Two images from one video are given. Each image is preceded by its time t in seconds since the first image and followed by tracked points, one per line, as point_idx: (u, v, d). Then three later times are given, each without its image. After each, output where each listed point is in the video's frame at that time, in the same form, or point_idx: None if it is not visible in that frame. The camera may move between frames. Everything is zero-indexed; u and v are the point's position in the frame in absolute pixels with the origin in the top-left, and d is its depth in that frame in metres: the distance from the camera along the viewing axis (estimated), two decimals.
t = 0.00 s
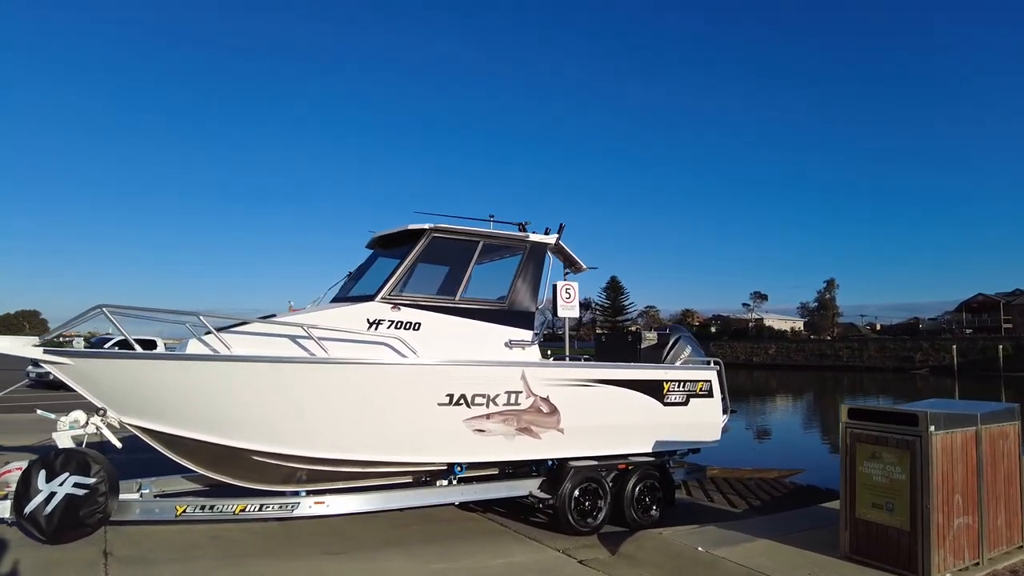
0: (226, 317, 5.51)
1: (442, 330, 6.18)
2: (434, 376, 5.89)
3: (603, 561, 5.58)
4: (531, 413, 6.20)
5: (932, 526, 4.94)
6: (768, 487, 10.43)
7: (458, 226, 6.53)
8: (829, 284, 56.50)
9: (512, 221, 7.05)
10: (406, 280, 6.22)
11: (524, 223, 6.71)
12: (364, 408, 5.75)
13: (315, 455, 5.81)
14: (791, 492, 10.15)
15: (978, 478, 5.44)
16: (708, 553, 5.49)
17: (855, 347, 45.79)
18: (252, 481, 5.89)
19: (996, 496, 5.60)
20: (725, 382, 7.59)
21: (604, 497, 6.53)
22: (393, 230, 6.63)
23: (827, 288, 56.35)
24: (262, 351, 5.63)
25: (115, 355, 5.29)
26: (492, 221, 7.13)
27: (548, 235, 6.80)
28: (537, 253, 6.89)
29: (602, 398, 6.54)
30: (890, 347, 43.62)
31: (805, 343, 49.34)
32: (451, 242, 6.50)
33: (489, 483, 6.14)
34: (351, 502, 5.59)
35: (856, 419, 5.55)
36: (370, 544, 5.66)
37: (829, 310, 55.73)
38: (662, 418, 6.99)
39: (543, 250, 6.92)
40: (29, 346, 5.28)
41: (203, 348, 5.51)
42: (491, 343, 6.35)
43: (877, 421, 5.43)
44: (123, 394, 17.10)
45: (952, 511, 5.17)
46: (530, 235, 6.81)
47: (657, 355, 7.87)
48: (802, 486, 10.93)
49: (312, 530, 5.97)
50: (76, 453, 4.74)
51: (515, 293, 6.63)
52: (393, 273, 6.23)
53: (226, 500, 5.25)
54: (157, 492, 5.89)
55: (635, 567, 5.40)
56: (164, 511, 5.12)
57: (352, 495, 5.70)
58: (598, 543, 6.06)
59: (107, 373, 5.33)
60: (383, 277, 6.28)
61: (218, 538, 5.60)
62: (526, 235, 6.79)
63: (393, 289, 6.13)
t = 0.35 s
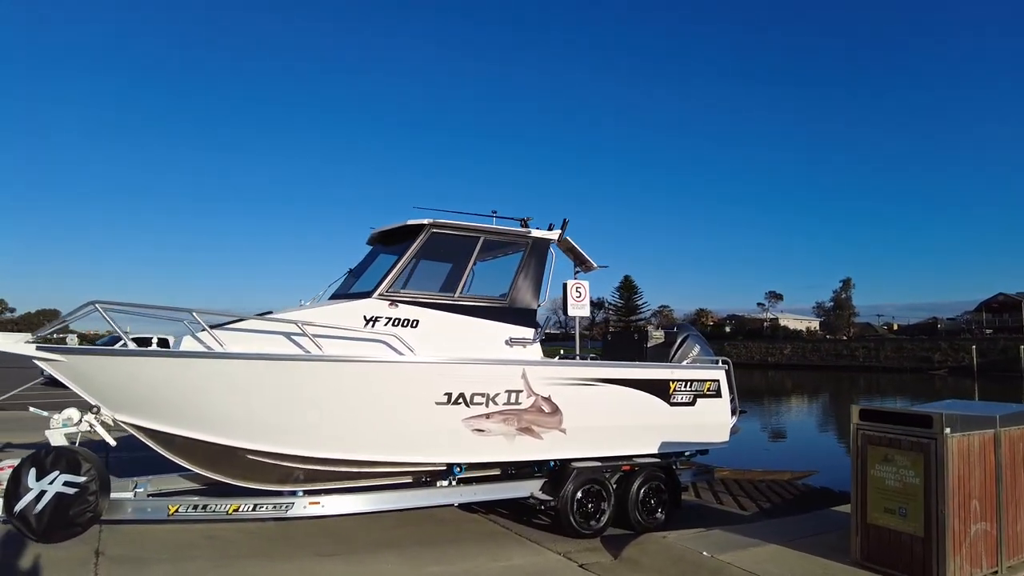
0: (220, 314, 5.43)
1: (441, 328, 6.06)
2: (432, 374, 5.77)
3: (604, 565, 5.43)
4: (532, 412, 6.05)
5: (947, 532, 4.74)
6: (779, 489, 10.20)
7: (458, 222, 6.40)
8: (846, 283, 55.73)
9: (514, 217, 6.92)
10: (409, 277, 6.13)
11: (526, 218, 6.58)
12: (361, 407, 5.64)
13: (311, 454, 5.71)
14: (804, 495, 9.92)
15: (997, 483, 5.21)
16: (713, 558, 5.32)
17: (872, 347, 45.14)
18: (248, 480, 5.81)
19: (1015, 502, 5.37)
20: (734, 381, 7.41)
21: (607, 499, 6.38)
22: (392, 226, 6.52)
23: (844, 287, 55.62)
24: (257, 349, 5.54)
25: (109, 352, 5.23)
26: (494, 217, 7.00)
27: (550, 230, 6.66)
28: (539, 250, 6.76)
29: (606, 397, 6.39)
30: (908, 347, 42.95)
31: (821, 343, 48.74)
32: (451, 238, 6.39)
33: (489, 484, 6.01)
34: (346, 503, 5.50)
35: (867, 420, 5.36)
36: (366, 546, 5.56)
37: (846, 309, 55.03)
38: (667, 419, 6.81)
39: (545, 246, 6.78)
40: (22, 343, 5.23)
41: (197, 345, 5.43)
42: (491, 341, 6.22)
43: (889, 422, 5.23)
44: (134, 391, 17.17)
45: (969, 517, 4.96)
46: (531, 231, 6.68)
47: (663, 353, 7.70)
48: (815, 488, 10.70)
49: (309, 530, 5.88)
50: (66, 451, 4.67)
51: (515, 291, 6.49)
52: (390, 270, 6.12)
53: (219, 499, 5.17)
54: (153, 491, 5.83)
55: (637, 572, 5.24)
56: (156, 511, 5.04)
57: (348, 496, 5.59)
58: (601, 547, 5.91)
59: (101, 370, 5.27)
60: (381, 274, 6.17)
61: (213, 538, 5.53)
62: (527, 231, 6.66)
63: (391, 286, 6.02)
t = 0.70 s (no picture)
0: (208, 315, 5.35)
1: (433, 328, 5.95)
2: (423, 375, 5.66)
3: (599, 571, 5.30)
4: (526, 414, 5.93)
5: (954, 540, 4.56)
6: (787, 492, 10.01)
7: (451, 220, 6.30)
8: (860, 283, 55.14)
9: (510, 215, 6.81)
10: (406, 278, 6.05)
11: (521, 216, 6.46)
12: (351, 409, 5.54)
13: (302, 456, 5.62)
14: (812, 498, 9.72)
15: (1007, 489, 5.01)
16: (711, 564, 5.18)
17: (886, 347, 44.59)
18: (238, 483, 5.73)
19: None
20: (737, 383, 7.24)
21: (605, 503, 6.25)
22: (385, 224, 6.42)
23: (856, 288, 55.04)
24: (246, 349, 5.46)
25: (95, 353, 5.16)
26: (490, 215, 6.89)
27: (546, 229, 6.54)
28: (536, 248, 6.64)
29: (603, 399, 6.25)
30: (923, 347, 42.36)
31: (834, 343, 48.22)
32: (444, 236, 6.28)
33: (483, 488, 5.89)
34: (335, 506, 5.40)
35: (871, 423, 5.19)
36: (356, 550, 5.46)
37: (861, 309, 54.39)
38: (668, 421, 6.66)
39: (541, 245, 6.66)
40: (8, 343, 5.17)
41: (185, 346, 5.35)
42: (485, 341, 6.10)
43: (894, 426, 5.06)
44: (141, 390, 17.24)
45: (977, 525, 4.77)
46: (527, 229, 6.55)
47: (665, 354, 7.55)
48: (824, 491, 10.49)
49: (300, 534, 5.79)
50: (50, 453, 4.60)
51: (510, 290, 6.38)
52: (382, 269, 6.02)
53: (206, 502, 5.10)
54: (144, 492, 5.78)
55: None
56: (141, 514, 4.96)
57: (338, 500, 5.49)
58: (597, 552, 5.78)
59: (87, 371, 5.20)
60: (373, 273, 6.08)
61: (202, 541, 5.46)
62: (522, 229, 6.54)
63: (382, 285, 5.92)
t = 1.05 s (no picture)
0: (189, 314, 5.29)
1: (419, 327, 5.87)
2: (409, 375, 5.58)
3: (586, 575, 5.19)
4: (515, 415, 5.83)
5: (950, 545, 4.41)
6: (790, 494, 9.84)
7: (438, 217, 6.22)
8: (873, 283, 54.55)
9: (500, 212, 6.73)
10: (397, 276, 6.00)
11: (510, 213, 6.37)
12: (336, 408, 5.46)
13: (287, 457, 5.55)
14: (817, 500, 9.53)
15: (1009, 493, 4.84)
16: (700, 569, 5.05)
17: (898, 347, 44.04)
18: (224, 483, 5.65)
19: None
20: (734, 382, 7.10)
21: (596, 505, 6.14)
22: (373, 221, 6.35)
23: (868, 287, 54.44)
24: (229, 349, 5.40)
25: (76, 353, 5.10)
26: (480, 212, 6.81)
27: (536, 226, 6.44)
28: (526, 246, 6.55)
29: (594, 399, 6.14)
30: (937, 347, 41.79)
31: (846, 343, 47.70)
32: (431, 234, 6.21)
33: (471, 489, 5.80)
34: (318, 508, 5.33)
35: (866, 424, 5.04)
36: (340, 552, 5.39)
37: (873, 309, 53.87)
38: (662, 422, 6.53)
39: (531, 242, 6.56)
40: None
41: (167, 345, 5.30)
42: (472, 341, 6.02)
43: (890, 427, 4.91)
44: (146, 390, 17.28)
45: (976, 529, 4.61)
46: (516, 226, 6.47)
47: (661, 353, 7.41)
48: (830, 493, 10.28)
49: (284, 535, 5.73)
50: (27, 453, 4.57)
51: (498, 288, 6.29)
52: (368, 267, 5.95)
53: (187, 503, 5.06)
54: (129, 493, 5.74)
55: None
56: (122, 515, 4.92)
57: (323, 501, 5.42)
58: (587, 555, 5.67)
59: (69, 371, 5.15)
60: (359, 271, 6.01)
61: (186, 542, 5.41)
62: (512, 226, 6.45)
63: (367, 284, 5.86)
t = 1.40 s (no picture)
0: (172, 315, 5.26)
1: (405, 328, 5.83)
2: (394, 376, 5.52)
3: None
4: (503, 417, 5.76)
5: (945, 552, 4.28)
6: (793, 497, 9.68)
7: (425, 217, 6.18)
8: (885, 283, 53.96)
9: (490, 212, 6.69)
10: (391, 276, 5.99)
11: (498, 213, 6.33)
12: (320, 410, 5.41)
13: (272, 459, 5.49)
14: (821, 503, 9.36)
15: (1008, 498, 4.69)
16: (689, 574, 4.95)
17: (911, 348, 43.51)
18: (210, 485, 5.59)
19: None
20: (729, 384, 6.99)
21: (587, 508, 6.05)
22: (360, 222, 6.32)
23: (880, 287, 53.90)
24: (213, 350, 5.36)
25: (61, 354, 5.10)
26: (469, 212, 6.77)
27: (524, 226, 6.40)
28: (516, 246, 6.52)
29: (584, 400, 6.05)
30: (951, 348, 41.23)
31: (859, 343, 47.19)
32: (418, 234, 6.17)
33: (459, 492, 5.72)
34: (303, 510, 5.29)
35: (860, 426, 4.91)
36: (324, 556, 5.34)
37: (885, 309, 53.29)
38: (655, 424, 6.43)
39: (520, 242, 6.51)
40: None
41: (150, 347, 5.27)
42: (459, 342, 5.97)
43: (884, 429, 4.78)
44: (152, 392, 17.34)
45: (972, 535, 4.47)
46: (505, 226, 6.43)
47: (656, 355, 7.31)
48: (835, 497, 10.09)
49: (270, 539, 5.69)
50: (7, 455, 4.55)
51: (486, 289, 6.25)
52: (354, 268, 5.91)
53: (169, 505, 5.03)
54: (117, 495, 5.66)
55: None
56: (104, 517, 4.89)
57: (307, 504, 5.37)
58: (576, 560, 5.58)
59: (53, 372, 5.14)
60: (345, 271, 5.97)
61: (171, 545, 5.38)
62: (501, 226, 6.41)
63: (352, 285, 5.82)
